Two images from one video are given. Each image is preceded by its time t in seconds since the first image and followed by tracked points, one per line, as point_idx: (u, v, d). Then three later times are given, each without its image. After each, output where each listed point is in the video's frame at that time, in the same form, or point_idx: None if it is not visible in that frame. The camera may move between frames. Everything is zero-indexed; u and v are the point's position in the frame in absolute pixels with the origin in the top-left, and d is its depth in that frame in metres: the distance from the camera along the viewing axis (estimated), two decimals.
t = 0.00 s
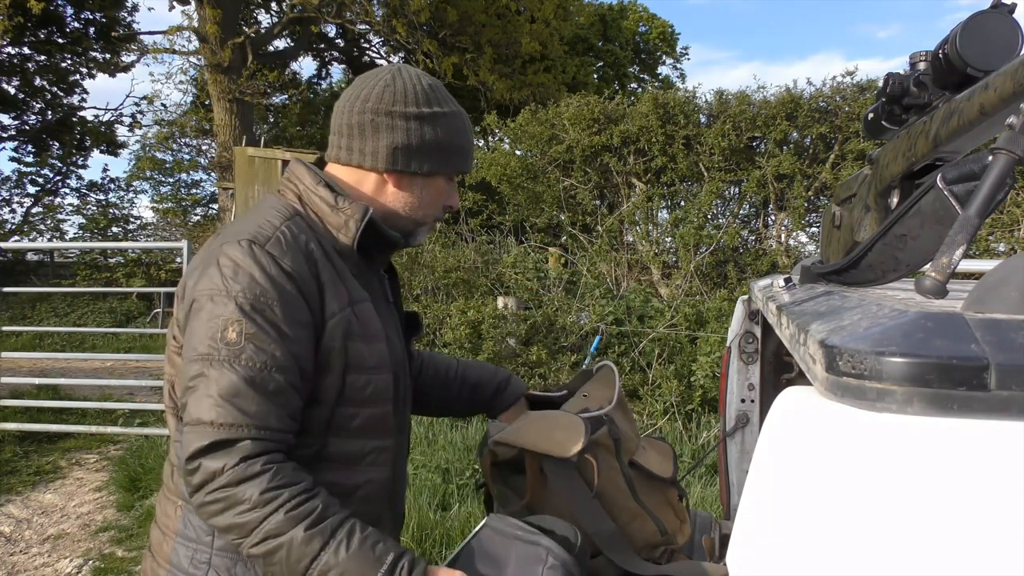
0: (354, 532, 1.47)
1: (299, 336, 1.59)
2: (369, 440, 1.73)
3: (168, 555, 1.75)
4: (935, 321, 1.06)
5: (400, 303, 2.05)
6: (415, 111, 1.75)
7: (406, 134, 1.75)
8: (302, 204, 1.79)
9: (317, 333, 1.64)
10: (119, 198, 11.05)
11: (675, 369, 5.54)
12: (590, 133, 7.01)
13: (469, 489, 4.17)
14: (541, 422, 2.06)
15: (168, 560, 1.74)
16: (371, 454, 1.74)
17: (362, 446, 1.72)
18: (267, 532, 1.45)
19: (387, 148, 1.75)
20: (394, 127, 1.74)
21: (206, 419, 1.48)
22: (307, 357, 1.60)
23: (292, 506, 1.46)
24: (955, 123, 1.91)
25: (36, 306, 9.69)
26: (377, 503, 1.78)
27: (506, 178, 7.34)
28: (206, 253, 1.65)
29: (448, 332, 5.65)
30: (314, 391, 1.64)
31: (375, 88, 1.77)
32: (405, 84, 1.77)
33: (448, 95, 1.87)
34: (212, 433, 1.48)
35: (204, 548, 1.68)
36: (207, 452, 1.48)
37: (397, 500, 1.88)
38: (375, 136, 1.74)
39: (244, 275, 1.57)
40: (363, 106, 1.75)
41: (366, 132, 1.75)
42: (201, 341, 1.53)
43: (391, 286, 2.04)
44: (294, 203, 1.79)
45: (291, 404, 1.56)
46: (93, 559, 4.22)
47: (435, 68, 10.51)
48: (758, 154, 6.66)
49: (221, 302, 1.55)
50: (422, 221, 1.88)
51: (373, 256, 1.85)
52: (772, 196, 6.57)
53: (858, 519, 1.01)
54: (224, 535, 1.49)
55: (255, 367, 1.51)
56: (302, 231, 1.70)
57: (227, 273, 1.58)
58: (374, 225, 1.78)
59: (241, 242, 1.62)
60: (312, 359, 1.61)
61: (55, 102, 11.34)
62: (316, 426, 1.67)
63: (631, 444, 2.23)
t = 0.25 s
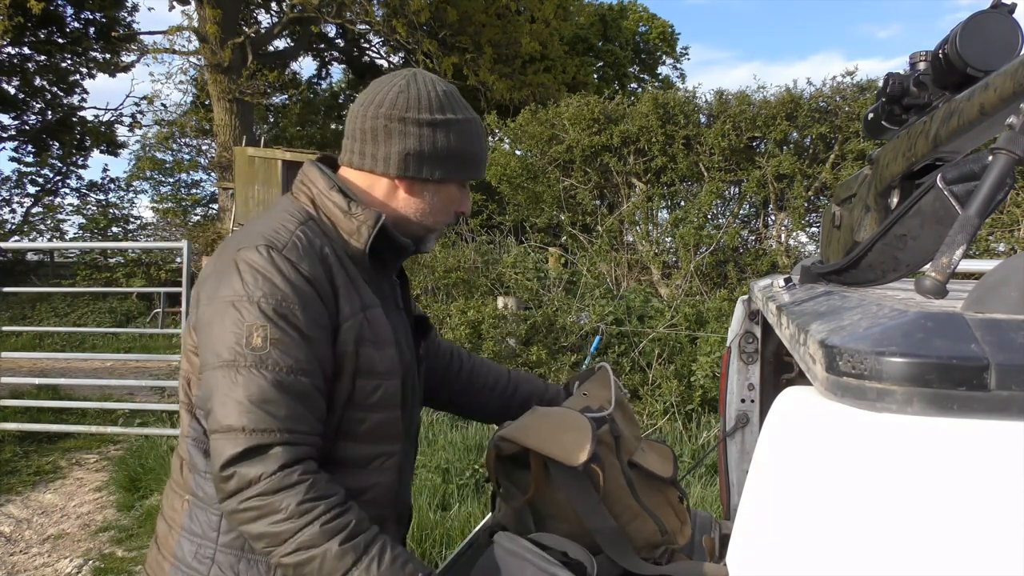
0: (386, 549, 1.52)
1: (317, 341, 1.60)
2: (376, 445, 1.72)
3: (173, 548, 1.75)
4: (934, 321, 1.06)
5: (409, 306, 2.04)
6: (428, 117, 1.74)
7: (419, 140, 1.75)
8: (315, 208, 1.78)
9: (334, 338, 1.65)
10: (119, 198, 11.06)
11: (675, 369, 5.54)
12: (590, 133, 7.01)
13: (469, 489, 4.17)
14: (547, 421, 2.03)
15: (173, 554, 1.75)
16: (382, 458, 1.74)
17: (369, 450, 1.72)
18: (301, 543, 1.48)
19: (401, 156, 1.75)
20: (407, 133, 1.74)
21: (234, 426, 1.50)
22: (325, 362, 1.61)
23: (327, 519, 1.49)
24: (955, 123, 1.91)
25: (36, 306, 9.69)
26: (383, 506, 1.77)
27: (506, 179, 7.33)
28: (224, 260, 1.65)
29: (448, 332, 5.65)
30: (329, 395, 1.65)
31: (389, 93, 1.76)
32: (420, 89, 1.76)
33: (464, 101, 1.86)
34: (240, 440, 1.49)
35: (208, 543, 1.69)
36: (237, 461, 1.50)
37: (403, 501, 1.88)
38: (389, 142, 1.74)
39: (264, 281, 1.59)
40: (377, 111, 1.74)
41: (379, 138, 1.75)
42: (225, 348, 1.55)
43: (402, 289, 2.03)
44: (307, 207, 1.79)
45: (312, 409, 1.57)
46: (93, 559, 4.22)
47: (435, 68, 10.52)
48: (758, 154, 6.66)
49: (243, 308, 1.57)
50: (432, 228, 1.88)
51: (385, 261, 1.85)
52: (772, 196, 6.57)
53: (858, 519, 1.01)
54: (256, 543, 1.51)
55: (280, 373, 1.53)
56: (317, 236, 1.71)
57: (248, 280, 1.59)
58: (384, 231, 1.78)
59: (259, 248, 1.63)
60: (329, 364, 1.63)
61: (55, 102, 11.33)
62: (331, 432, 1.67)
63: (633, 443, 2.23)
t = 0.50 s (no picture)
0: (375, 543, 1.52)
1: (320, 341, 1.60)
2: (378, 446, 1.71)
3: (174, 541, 1.76)
4: (935, 321, 1.06)
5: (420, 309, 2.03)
6: (447, 125, 1.74)
7: (437, 147, 1.75)
8: (328, 209, 1.79)
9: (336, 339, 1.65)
10: (119, 198, 11.06)
11: (675, 369, 5.54)
12: (590, 133, 7.01)
13: (468, 489, 4.16)
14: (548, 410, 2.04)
15: (174, 545, 1.75)
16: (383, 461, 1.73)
17: (371, 451, 1.71)
18: (291, 536, 1.48)
19: (417, 161, 1.75)
20: (425, 140, 1.74)
21: (231, 421, 1.50)
22: (327, 362, 1.61)
23: (317, 513, 1.49)
24: (955, 123, 1.91)
25: (36, 306, 9.70)
26: (382, 508, 1.75)
27: (506, 179, 7.33)
28: (231, 256, 1.66)
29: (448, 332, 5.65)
30: (329, 395, 1.65)
31: (410, 99, 1.77)
32: (441, 96, 1.77)
33: (485, 110, 1.86)
34: (236, 434, 1.49)
35: (209, 537, 1.68)
36: (232, 454, 1.50)
37: (405, 501, 1.87)
38: (406, 147, 1.75)
39: (269, 279, 1.59)
40: (397, 116, 1.75)
41: (397, 143, 1.75)
42: (227, 343, 1.55)
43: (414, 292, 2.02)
44: (320, 207, 1.79)
45: (311, 409, 1.57)
46: (93, 559, 4.22)
47: (435, 68, 10.52)
48: (758, 154, 6.65)
49: (247, 304, 1.57)
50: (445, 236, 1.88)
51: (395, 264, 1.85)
52: (772, 196, 6.56)
53: (858, 519, 1.01)
54: (246, 536, 1.52)
55: (279, 370, 1.53)
56: (325, 236, 1.71)
57: (253, 278, 1.59)
58: (395, 234, 1.78)
59: (266, 245, 1.63)
60: (331, 365, 1.62)
61: (55, 102, 11.33)
62: (332, 431, 1.67)
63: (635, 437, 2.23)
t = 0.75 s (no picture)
0: (363, 511, 1.51)
1: (322, 338, 1.60)
2: (380, 445, 1.71)
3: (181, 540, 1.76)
4: (935, 321, 1.06)
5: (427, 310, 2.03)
6: (462, 128, 1.75)
7: (450, 149, 1.76)
8: (338, 207, 1.79)
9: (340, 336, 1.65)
10: (119, 198, 11.06)
11: (675, 369, 5.54)
12: (590, 133, 7.01)
13: (469, 489, 4.16)
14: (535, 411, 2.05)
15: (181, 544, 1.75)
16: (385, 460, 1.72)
17: (374, 451, 1.71)
18: (278, 515, 1.49)
19: (430, 163, 1.76)
20: (439, 142, 1.75)
21: (224, 412, 1.51)
22: (329, 359, 1.61)
23: (303, 489, 1.49)
24: (955, 123, 1.91)
25: (36, 306, 9.70)
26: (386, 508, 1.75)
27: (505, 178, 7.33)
28: (240, 250, 1.67)
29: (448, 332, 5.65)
30: (331, 391, 1.65)
31: (424, 101, 1.78)
32: (455, 100, 1.78)
33: (496, 115, 1.87)
34: (229, 425, 1.51)
35: (214, 536, 1.68)
36: (223, 443, 1.51)
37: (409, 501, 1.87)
38: (420, 149, 1.76)
39: (272, 275, 1.59)
40: (411, 118, 1.76)
41: (412, 144, 1.76)
42: (227, 337, 1.56)
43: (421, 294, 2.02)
44: (330, 205, 1.79)
45: (308, 404, 1.57)
46: (93, 559, 4.22)
47: (435, 68, 10.52)
48: (758, 154, 6.65)
49: (248, 298, 1.58)
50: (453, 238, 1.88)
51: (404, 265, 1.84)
52: (772, 196, 6.57)
53: (858, 520, 1.01)
54: (236, 520, 1.53)
55: (276, 365, 1.53)
56: (334, 234, 1.71)
57: (255, 274, 1.60)
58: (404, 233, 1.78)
59: (273, 241, 1.64)
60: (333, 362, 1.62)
61: (55, 102, 11.33)
62: (331, 427, 1.67)
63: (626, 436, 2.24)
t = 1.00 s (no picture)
0: (397, 450, 1.53)
1: (333, 328, 1.60)
2: (386, 441, 1.71)
3: (186, 539, 1.76)
4: (935, 321, 1.06)
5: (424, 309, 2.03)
6: (463, 128, 1.76)
7: (452, 149, 1.77)
8: (342, 205, 1.78)
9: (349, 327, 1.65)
10: (119, 198, 11.06)
11: (675, 369, 5.54)
12: (590, 133, 7.01)
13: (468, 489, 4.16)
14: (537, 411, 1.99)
15: (186, 543, 1.76)
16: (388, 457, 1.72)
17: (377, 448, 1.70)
18: (317, 485, 1.48)
19: (431, 162, 1.76)
20: (441, 142, 1.75)
21: (243, 403, 1.50)
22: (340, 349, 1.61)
23: (337, 451, 1.50)
24: (956, 123, 1.91)
25: (36, 306, 9.70)
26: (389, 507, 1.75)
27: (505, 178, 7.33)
28: (246, 247, 1.66)
29: (448, 332, 5.65)
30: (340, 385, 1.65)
31: (425, 102, 1.78)
32: (455, 100, 1.79)
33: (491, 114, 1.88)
34: (249, 414, 1.49)
35: (219, 533, 1.70)
36: (244, 432, 1.50)
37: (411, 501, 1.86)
38: (422, 149, 1.76)
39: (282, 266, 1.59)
40: (412, 119, 1.76)
41: (413, 144, 1.76)
42: (241, 329, 1.54)
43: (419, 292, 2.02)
44: (333, 204, 1.78)
45: (323, 393, 1.57)
46: (93, 559, 4.22)
47: (435, 68, 10.52)
48: (758, 154, 6.65)
49: (260, 290, 1.57)
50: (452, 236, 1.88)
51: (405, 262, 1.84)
52: (772, 196, 6.57)
53: (858, 520, 1.01)
54: (273, 502, 1.52)
55: (294, 354, 1.52)
56: (341, 228, 1.71)
57: (266, 266, 1.59)
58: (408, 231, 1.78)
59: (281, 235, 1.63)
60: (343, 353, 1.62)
61: (55, 102, 11.33)
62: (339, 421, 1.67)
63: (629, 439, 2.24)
